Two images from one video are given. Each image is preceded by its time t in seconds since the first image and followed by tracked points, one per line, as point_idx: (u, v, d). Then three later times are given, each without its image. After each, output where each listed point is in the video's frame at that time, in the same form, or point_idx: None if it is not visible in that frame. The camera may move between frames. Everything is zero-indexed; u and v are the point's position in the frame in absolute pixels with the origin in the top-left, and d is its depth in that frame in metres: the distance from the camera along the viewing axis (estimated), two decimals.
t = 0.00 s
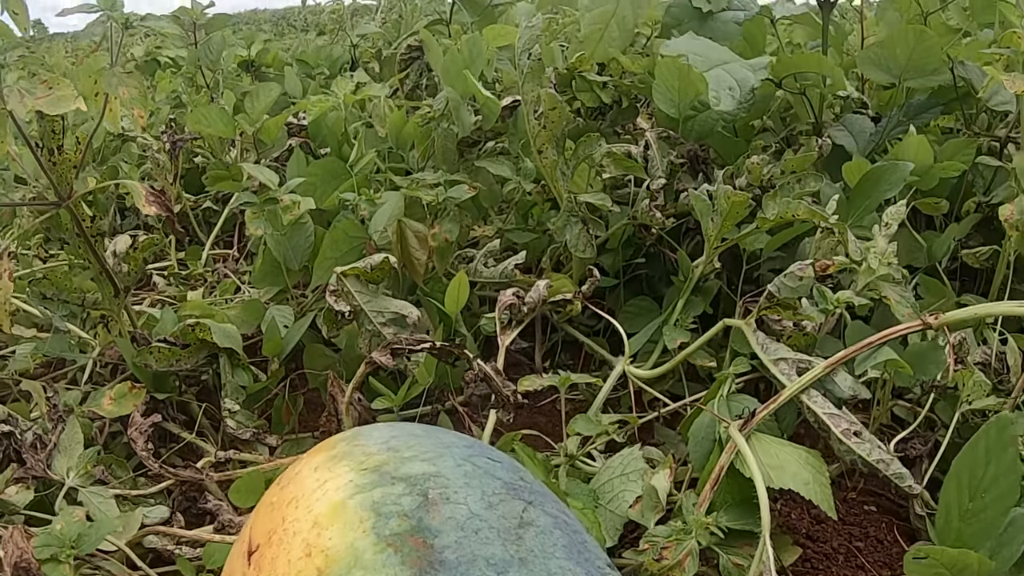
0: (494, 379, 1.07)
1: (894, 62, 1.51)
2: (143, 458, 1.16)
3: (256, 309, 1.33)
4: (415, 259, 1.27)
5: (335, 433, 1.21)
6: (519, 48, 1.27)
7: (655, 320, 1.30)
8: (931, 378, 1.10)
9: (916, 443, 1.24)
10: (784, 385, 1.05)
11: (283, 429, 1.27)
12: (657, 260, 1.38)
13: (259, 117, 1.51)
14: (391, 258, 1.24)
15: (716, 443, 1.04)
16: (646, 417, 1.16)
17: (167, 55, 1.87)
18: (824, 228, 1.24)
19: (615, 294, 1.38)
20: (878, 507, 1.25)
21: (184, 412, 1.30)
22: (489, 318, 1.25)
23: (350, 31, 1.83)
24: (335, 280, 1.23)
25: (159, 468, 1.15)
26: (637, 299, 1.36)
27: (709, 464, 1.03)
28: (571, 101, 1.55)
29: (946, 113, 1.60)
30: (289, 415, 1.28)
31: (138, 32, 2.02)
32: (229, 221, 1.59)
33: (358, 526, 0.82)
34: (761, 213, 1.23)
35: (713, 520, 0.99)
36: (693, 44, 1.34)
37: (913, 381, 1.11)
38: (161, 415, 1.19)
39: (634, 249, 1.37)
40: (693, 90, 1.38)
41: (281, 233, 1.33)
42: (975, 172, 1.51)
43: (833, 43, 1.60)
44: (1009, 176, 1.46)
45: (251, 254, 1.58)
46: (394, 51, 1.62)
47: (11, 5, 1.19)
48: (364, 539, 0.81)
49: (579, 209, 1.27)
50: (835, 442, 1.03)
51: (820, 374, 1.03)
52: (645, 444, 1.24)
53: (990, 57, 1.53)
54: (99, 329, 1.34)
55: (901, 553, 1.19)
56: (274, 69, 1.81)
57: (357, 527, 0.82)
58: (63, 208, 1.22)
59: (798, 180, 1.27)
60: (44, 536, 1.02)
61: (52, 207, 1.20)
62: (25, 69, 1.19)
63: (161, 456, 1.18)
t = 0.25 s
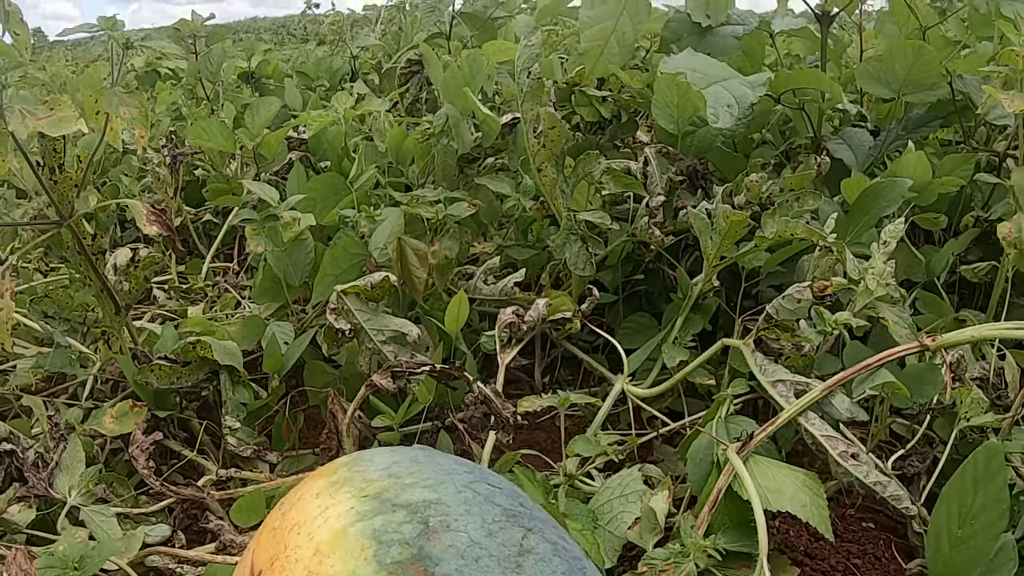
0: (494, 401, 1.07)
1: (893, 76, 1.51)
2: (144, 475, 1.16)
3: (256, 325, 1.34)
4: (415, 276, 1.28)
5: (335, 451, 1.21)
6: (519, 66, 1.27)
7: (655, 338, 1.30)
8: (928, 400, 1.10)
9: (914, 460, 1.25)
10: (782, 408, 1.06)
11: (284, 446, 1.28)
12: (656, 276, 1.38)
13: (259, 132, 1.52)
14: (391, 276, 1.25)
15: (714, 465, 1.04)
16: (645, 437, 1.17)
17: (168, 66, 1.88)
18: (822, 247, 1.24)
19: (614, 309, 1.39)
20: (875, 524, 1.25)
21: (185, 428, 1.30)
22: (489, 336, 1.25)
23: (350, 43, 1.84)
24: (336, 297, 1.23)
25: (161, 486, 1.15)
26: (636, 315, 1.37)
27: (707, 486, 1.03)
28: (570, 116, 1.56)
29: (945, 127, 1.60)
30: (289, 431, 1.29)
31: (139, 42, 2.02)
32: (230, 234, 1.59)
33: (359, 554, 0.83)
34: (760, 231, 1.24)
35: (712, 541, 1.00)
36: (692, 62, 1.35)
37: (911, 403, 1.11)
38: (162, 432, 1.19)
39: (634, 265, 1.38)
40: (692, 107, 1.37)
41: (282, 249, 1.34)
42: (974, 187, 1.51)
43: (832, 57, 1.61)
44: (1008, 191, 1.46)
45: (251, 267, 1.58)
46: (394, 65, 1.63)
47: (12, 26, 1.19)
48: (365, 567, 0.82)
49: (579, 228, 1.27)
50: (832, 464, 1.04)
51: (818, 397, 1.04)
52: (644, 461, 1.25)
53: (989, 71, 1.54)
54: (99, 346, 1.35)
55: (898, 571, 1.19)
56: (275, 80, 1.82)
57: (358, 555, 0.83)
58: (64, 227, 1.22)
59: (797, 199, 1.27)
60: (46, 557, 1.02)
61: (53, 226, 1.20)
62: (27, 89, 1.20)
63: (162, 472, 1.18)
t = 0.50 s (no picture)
0: (495, 419, 1.08)
1: (893, 88, 1.51)
2: (146, 489, 1.16)
3: (257, 338, 1.34)
4: (416, 290, 1.28)
5: (337, 465, 1.22)
6: (520, 81, 1.27)
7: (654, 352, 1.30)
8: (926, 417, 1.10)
9: (913, 474, 1.25)
10: (782, 425, 1.06)
11: (285, 460, 1.28)
12: (656, 289, 1.39)
13: (260, 144, 1.52)
14: (392, 291, 1.25)
15: (714, 483, 1.05)
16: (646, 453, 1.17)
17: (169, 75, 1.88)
18: (822, 262, 1.25)
19: (614, 322, 1.39)
20: (875, 538, 1.25)
21: (187, 442, 1.31)
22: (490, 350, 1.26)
23: (350, 52, 1.85)
24: (337, 312, 1.24)
25: (162, 500, 1.16)
26: (636, 328, 1.37)
27: (708, 504, 1.03)
28: (570, 127, 1.56)
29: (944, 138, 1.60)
30: (291, 445, 1.29)
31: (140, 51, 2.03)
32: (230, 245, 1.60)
33: None
34: (760, 246, 1.24)
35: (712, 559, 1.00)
36: (692, 76, 1.33)
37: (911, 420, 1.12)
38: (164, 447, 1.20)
39: (634, 278, 1.38)
40: (692, 118, 1.39)
41: (283, 262, 1.34)
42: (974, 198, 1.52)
43: (831, 68, 1.62)
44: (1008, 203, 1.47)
45: (252, 279, 1.58)
46: (394, 76, 1.63)
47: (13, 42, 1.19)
48: None
49: (579, 242, 1.27)
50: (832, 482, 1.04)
51: (817, 415, 1.04)
52: (644, 475, 1.25)
53: (988, 84, 1.54)
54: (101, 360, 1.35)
55: None
56: (276, 90, 1.82)
57: None
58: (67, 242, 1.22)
59: (797, 213, 1.28)
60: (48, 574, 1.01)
61: (56, 242, 1.20)
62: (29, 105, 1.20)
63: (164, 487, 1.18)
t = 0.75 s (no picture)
0: (498, 441, 1.08)
1: (893, 103, 1.52)
2: (150, 507, 1.15)
3: (260, 354, 1.35)
4: (419, 308, 1.29)
5: (340, 482, 1.22)
6: (523, 99, 1.28)
7: (657, 369, 1.31)
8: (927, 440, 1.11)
9: (914, 492, 1.26)
10: (783, 448, 1.07)
11: (288, 477, 1.29)
12: (658, 305, 1.39)
13: (262, 158, 1.53)
14: (395, 310, 1.26)
15: (717, 505, 1.05)
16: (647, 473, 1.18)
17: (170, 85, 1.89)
18: (823, 280, 1.25)
19: (616, 338, 1.40)
20: (875, 555, 1.25)
21: (190, 460, 1.31)
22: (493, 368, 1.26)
23: (351, 63, 1.85)
24: (340, 330, 1.24)
25: (166, 518, 1.15)
26: (639, 345, 1.37)
27: (710, 527, 1.04)
28: (572, 142, 1.57)
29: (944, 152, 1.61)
30: (294, 462, 1.30)
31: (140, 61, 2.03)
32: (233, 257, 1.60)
33: None
34: (761, 265, 1.25)
35: None
36: (693, 93, 1.34)
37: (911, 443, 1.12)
38: (168, 465, 1.19)
39: (636, 295, 1.38)
40: (694, 135, 1.40)
41: (286, 278, 1.35)
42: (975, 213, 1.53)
43: (831, 83, 1.62)
44: (1008, 218, 1.48)
45: (254, 292, 1.59)
46: (396, 89, 1.64)
47: (16, 61, 1.19)
48: None
49: (581, 261, 1.28)
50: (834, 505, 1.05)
51: (819, 438, 1.05)
52: (645, 493, 1.26)
53: (988, 99, 1.55)
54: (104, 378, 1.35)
55: None
56: (277, 100, 1.83)
57: None
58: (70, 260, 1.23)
59: (798, 232, 1.28)
60: None
61: (59, 260, 1.21)
62: (33, 124, 1.20)
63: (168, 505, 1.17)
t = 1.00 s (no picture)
0: (501, 463, 1.09)
1: (895, 118, 1.52)
2: (154, 525, 1.17)
3: (263, 369, 1.35)
4: (421, 326, 1.29)
5: (343, 499, 1.22)
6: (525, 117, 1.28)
7: (658, 386, 1.31)
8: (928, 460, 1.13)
9: (914, 509, 1.26)
10: (785, 470, 1.08)
11: (291, 493, 1.29)
12: (659, 320, 1.39)
13: (264, 172, 1.53)
14: (398, 327, 1.26)
15: (718, 527, 1.06)
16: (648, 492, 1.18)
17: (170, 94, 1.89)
18: (824, 299, 1.26)
19: (617, 353, 1.40)
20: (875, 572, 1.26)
21: (194, 476, 1.32)
22: (495, 386, 1.27)
23: (352, 74, 1.86)
24: (342, 347, 1.24)
25: (170, 535, 1.16)
26: (640, 360, 1.38)
27: (712, 548, 1.05)
28: (573, 155, 1.57)
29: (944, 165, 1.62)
30: (297, 478, 1.30)
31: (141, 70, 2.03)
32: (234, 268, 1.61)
33: None
34: (762, 283, 1.26)
35: None
36: (696, 110, 1.34)
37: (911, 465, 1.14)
38: (172, 482, 1.20)
39: (638, 310, 1.39)
40: (695, 150, 1.41)
41: (288, 293, 1.35)
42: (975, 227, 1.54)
43: (832, 97, 1.63)
44: (1009, 233, 1.48)
45: (255, 304, 1.59)
46: (398, 101, 1.64)
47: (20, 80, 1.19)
48: None
49: (583, 278, 1.28)
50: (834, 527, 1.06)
51: (820, 460, 1.05)
52: (647, 510, 1.27)
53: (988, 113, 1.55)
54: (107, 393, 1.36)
55: None
56: (278, 110, 1.84)
57: None
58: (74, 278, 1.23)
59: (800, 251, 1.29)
60: None
61: (63, 279, 1.21)
62: (37, 143, 1.20)
63: (172, 522, 1.18)
